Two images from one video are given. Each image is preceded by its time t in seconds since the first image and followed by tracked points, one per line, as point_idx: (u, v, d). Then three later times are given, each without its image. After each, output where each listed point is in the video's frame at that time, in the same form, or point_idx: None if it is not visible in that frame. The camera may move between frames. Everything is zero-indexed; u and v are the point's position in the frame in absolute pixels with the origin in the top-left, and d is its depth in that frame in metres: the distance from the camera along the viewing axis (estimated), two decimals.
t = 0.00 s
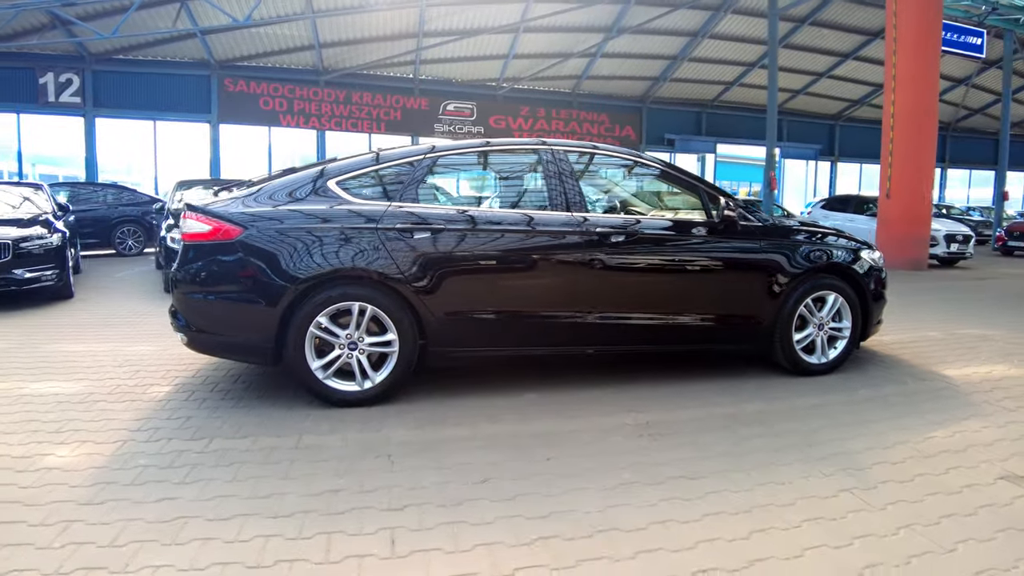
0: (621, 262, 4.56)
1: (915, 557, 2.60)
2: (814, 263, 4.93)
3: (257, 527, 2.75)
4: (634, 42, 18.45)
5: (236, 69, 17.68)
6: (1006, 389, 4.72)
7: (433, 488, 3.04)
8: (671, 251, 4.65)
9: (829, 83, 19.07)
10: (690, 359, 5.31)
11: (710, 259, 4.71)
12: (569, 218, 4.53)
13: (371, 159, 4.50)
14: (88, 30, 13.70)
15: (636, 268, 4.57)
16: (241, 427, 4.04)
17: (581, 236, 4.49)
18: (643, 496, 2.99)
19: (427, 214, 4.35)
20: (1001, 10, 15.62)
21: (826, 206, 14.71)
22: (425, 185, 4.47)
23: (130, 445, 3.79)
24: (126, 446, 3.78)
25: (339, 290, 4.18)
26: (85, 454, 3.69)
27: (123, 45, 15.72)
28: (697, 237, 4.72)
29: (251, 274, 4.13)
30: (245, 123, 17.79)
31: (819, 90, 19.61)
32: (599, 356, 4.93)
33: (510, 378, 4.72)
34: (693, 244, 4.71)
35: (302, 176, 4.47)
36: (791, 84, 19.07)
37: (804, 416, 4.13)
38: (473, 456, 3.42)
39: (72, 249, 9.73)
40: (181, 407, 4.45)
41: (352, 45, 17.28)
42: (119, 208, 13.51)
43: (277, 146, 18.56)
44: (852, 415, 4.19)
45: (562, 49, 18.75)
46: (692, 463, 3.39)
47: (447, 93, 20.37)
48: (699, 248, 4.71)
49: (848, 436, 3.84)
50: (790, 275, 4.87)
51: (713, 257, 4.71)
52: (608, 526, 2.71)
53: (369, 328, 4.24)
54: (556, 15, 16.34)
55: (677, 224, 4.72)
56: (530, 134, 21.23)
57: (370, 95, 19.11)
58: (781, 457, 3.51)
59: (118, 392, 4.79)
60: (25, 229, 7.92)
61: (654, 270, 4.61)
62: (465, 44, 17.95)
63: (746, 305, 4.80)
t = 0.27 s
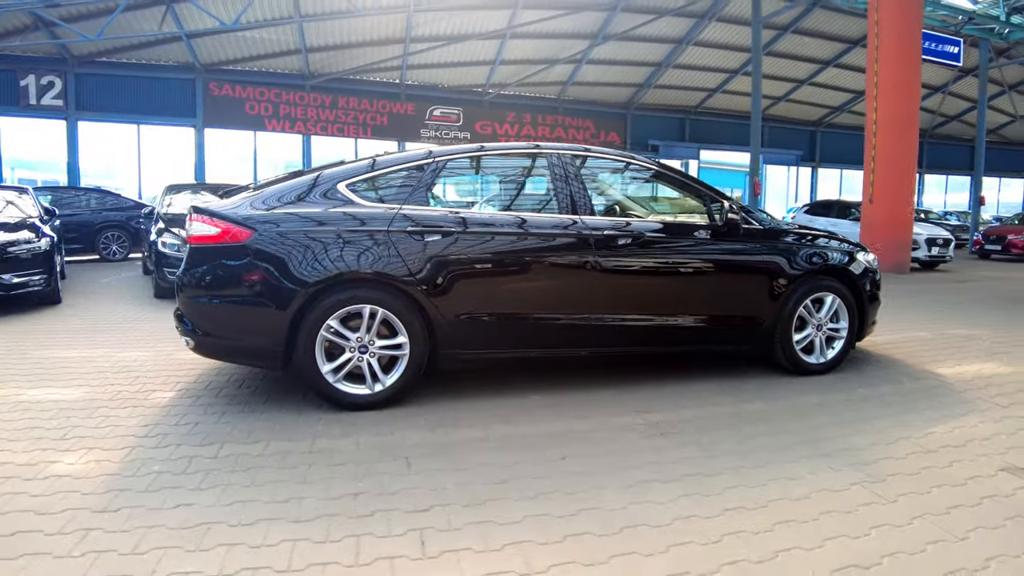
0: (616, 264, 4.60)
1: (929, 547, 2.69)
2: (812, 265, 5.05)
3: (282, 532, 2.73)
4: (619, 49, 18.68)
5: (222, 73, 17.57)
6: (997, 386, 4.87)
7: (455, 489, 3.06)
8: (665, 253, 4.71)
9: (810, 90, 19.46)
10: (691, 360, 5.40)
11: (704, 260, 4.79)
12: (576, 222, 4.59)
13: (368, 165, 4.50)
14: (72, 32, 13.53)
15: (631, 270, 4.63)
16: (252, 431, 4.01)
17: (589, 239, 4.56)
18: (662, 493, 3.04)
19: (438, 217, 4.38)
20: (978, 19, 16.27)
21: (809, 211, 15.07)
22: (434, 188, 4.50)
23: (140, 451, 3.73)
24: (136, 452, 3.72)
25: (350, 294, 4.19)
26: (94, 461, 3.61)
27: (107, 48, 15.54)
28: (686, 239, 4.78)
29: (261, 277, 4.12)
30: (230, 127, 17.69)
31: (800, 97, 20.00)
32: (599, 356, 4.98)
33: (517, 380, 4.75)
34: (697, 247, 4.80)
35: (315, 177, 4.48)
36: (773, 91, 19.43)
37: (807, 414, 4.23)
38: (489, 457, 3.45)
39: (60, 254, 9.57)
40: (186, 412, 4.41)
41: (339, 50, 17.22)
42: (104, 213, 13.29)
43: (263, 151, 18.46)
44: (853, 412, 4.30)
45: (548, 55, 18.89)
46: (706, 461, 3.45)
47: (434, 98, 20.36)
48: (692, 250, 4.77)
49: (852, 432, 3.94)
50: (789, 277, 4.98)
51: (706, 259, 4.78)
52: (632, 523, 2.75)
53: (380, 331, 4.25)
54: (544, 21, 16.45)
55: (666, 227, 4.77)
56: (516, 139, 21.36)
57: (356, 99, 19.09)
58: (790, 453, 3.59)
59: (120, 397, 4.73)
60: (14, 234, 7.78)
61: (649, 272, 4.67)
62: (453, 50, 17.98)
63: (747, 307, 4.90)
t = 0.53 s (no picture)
0: (605, 267, 4.65)
1: (933, 534, 2.80)
2: (804, 267, 5.19)
3: (305, 535, 2.73)
4: (600, 55, 18.89)
5: (202, 76, 17.37)
6: (981, 383, 5.06)
7: (472, 489, 3.09)
8: (652, 256, 4.76)
9: (787, 96, 19.89)
10: (687, 362, 5.50)
11: (691, 262, 4.86)
12: (578, 225, 4.66)
13: (366, 170, 4.51)
14: (49, 33, 13.28)
15: (621, 273, 4.68)
16: (258, 436, 3.98)
17: (591, 242, 4.63)
18: (675, 489, 3.12)
19: (442, 220, 4.40)
20: (950, 28, 16.98)
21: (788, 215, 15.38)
22: (439, 191, 4.53)
23: (145, 458, 3.68)
24: (141, 459, 3.67)
25: (356, 297, 4.20)
26: (99, 468, 3.55)
27: (84, 49, 15.26)
28: (673, 241, 4.84)
29: (266, 281, 4.10)
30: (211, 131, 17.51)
31: (778, 103, 20.42)
32: (595, 357, 5.05)
33: (519, 382, 4.79)
34: (694, 250, 4.90)
35: (321, 181, 4.49)
36: (751, 97, 19.81)
37: (804, 412, 4.35)
38: (502, 458, 3.49)
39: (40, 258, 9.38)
40: (188, 418, 4.36)
41: (321, 54, 17.12)
42: (81, 217, 13.03)
43: (244, 155, 18.28)
44: (848, 409, 4.43)
45: (530, 61, 19.01)
46: (712, 458, 3.54)
47: (416, 102, 20.33)
48: (678, 252, 4.84)
49: (848, 428, 4.06)
50: (782, 279, 5.12)
51: (692, 261, 4.85)
52: (650, 519, 2.82)
53: (386, 335, 4.27)
54: (527, 26, 16.54)
55: (652, 229, 4.81)
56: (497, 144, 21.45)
57: (337, 103, 19.01)
58: (792, 449, 3.70)
59: (117, 404, 4.66)
60: None
61: (637, 274, 4.72)
62: (435, 54, 17.99)
63: (743, 308, 5.02)
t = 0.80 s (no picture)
0: (595, 266, 4.73)
1: (931, 517, 2.94)
2: (796, 266, 5.35)
3: (330, 531, 2.78)
4: (584, 58, 19.08)
5: (185, 76, 17.18)
6: (963, 376, 5.27)
7: (488, 484, 3.17)
8: (652, 255, 4.88)
9: (767, 99, 20.28)
10: (683, 360, 5.64)
11: (679, 262, 4.96)
12: (580, 226, 4.75)
13: (373, 171, 4.56)
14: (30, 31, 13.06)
15: (612, 273, 4.77)
16: (268, 436, 4.01)
17: (592, 242, 4.73)
18: (685, 480, 3.22)
19: (448, 220, 4.47)
20: (925, 34, 17.51)
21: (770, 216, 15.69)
22: (444, 192, 4.59)
23: (157, 460, 3.68)
24: (153, 461, 3.68)
25: (364, 297, 4.24)
26: (112, 470, 3.56)
27: (64, 49, 15.02)
28: (671, 241, 4.97)
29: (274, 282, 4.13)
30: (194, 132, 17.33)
31: (758, 106, 20.79)
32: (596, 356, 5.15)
33: (522, 380, 4.87)
34: (692, 250, 5.03)
35: (327, 182, 4.52)
36: (732, 100, 20.15)
37: (800, 406, 4.50)
38: (514, 453, 3.57)
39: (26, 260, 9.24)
40: (195, 419, 4.37)
41: (305, 55, 17.04)
42: (62, 219, 12.82)
43: (227, 156, 18.15)
44: (841, 403, 4.59)
45: (515, 63, 19.13)
46: (716, 450, 3.66)
47: (401, 104, 20.33)
48: (676, 252, 4.96)
49: (843, 421, 4.22)
50: (776, 278, 5.28)
51: (686, 261, 4.97)
52: (663, 508, 2.92)
53: (393, 334, 4.32)
54: (512, 29, 16.64)
55: (651, 230, 4.93)
56: (482, 146, 21.54)
57: (321, 104, 18.93)
58: (792, 441, 3.84)
59: (121, 407, 4.64)
60: None
61: (627, 274, 4.81)
62: (420, 56, 18.01)
63: (738, 307, 5.17)
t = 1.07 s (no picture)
0: (600, 267, 4.85)
1: (930, 503, 3.10)
2: (791, 267, 5.53)
3: (359, 527, 2.86)
4: (571, 61, 19.25)
5: (170, 77, 17.02)
6: (950, 372, 5.48)
7: (509, 479, 3.26)
8: (654, 256, 5.01)
9: (751, 102, 20.62)
10: (681, 358, 5.78)
11: (674, 263, 5.09)
12: (586, 228, 4.87)
13: (385, 174, 4.64)
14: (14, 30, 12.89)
15: (617, 273, 4.89)
16: (284, 436, 4.06)
17: (597, 244, 4.85)
18: (697, 472, 3.35)
19: (458, 223, 4.56)
20: (904, 39, 17.96)
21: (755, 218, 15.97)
22: (453, 195, 4.68)
23: (176, 461, 3.72)
24: (172, 462, 3.71)
25: (376, 298, 4.32)
26: (132, 472, 3.59)
27: (48, 48, 14.83)
28: (672, 243, 5.11)
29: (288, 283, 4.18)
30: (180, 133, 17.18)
31: (742, 109, 21.13)
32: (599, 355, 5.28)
33: (528, 379, 4.97)
34: (692, 251, 5.18)
35: (338, 185, 4.59)
36: (717, 103, 20.45)
37: (798, 401, 4.65)
38: (529, 449, 3.67)
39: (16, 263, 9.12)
40: (208, 421, 4.40)
41: (293, 57, 17.00)
42: (49, 221, 12.65)
43: (214, 158, 18.04)
44: (837, 398, 4.76)
45: (502, 66, 19.23)
46: (724, 444, 3.79)
47: (388, 106, 20.35)
48: (677, 253, 5.10)
49: (840, 415, 4.38)
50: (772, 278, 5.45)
51: (687, 262, 5.12)
52: (679, 499, 3.04)
53: (405, 334, 4.41)
54: (500, 31, 16.74)
55: (652, 232, 5.07)
56: (469, 148, 21.62)
57: (309, 106, 18.85)
58: (794, 435, 3.98)
59: (131, 409, 4.65)
60: None
61: (630, 275, 4.94)
62: (408, 58, 18.04)
63: (736, 306, 5.33)
